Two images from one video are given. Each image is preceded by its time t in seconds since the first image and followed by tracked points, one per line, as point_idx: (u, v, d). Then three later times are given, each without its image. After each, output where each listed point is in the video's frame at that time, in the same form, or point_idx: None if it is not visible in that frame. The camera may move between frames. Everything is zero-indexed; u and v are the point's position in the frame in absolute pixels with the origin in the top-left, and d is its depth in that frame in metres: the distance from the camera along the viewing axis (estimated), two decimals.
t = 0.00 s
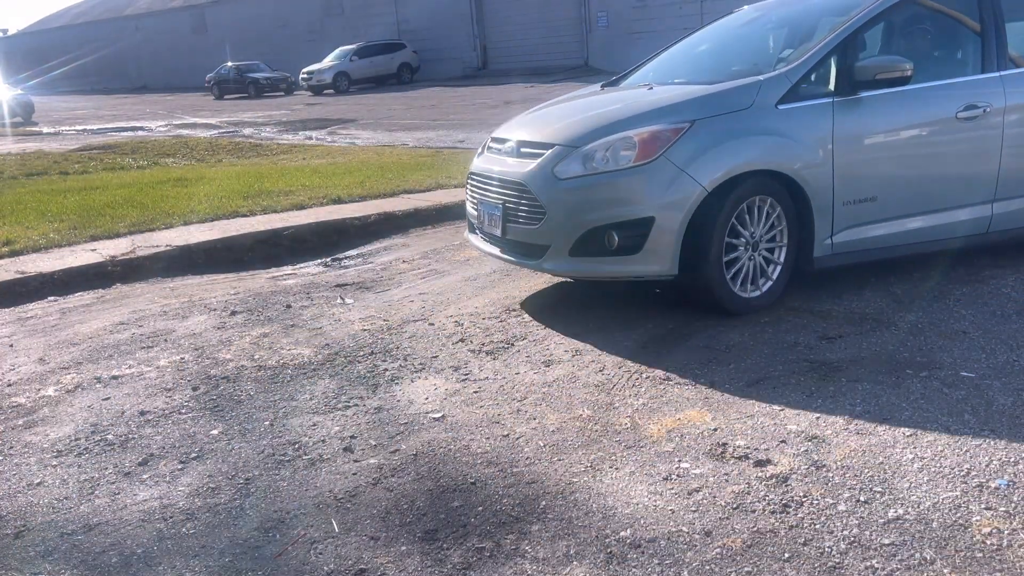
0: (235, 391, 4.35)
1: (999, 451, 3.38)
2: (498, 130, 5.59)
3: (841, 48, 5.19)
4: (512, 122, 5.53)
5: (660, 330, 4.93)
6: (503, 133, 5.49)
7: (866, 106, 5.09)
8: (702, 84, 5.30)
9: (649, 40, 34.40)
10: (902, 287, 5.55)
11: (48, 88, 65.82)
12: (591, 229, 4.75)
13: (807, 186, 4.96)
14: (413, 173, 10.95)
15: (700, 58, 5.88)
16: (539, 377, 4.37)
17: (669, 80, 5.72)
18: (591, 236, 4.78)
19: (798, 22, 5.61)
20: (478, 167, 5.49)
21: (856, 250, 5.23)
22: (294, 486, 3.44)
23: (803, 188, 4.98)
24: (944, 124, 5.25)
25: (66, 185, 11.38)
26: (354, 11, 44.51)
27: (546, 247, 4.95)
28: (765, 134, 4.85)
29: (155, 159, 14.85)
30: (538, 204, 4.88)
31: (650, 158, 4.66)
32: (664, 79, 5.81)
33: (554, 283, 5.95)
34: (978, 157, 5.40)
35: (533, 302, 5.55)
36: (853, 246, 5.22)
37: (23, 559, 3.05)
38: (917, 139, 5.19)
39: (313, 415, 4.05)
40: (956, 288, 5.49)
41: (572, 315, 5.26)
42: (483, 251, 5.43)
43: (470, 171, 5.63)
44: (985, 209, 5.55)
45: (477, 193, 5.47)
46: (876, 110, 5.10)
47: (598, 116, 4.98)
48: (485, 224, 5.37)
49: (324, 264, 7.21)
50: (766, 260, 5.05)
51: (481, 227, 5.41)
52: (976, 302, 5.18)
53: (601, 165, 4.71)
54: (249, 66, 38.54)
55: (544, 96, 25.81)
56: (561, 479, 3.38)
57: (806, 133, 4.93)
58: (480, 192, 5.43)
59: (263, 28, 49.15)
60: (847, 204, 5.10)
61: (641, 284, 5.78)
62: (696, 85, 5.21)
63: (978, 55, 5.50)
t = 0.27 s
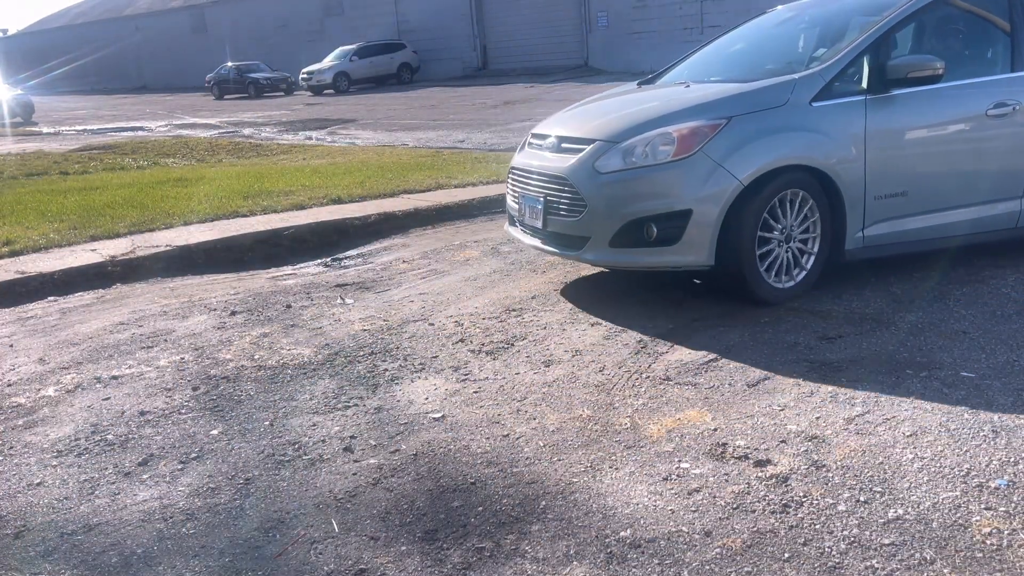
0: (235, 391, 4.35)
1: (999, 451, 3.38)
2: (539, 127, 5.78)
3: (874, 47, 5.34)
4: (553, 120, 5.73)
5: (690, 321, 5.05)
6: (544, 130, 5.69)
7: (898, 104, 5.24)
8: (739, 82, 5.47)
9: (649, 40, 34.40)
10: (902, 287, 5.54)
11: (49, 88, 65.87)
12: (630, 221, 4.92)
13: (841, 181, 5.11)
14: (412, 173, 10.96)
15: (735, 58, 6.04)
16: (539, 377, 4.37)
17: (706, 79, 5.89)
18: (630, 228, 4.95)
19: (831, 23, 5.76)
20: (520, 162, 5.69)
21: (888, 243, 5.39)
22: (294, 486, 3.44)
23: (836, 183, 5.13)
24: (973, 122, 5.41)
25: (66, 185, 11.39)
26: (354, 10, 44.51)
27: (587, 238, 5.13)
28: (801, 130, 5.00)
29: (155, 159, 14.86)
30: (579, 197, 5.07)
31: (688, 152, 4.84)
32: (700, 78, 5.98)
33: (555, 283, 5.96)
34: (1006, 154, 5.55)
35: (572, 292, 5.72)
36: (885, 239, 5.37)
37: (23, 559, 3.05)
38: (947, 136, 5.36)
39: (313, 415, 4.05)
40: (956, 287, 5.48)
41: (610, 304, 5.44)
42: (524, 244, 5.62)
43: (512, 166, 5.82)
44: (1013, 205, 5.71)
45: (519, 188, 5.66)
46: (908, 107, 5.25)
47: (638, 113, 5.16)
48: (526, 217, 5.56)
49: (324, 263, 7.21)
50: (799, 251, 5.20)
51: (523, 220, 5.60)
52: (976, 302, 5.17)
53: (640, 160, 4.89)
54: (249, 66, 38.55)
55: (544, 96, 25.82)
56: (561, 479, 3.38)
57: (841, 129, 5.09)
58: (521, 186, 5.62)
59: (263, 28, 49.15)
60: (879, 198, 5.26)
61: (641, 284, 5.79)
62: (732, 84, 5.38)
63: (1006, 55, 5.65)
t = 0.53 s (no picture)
0: (235, 391, 4.35)
1: (1000, 451, 3.38)
2: (581, 124, 5.97)
3: (910, 46, 5.45)
4: (594, 117, 5.91)
5: (727, 310, 5.21)
6: (586, 126, 5.87)
7: (932, 102, 5.35)
8: (776, 80, 5.62)
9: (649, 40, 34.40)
10: (902, 287, 5.51)
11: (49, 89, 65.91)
12: (672, 213, 5.10)
13: (876, 177, 5.24)
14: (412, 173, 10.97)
15: (771, 57, 6.18)
16: (539, 377, 4.37)
17: (744, 78, 6.04)
18: (672, 220, 5.13)
19: (867, 23, 5.88)
20: (563, 157, 5.88)
21: (922, 237, 5.51)
22: (294, 486, 3.44)
23: (871, 179, 5.26)
24: (1006, 120, 5.51)
25: (66, 185, 11.40)
26: (354, 11, 44.51)
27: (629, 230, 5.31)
28: (837, 127, 5.14)
29: (155, 159, 14.87)
30: (622, 191, 5.24)
31: (729, 149, 5.01)
32: (739, 77, 6.12)
33: (555, 283, 5.96)
34: None
35: (612, 281, 5.90)
36: (919, 233, 5.50)
37: (24, 559, 3.05)
38: (980, 133, 5.47)
39: (313, 415, 4.05)
40: (956, 287, 5.48)
41: (650, 293, 5.61)
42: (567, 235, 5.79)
43: (555, 161, 6.01)
44: None
45: (562, 181, 5.85)
46: (941, 105, 5.36)
47: (679, 111, 5.33)
48: (569, 209, 5.74)
49: (324, 264, 7.21)
50: (834, 244, 5.32)
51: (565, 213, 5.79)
52: (976, 302, 5.16)
53: (682, 155, 5.07)
54: (249, 66, 38.56)
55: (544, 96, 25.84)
56: (561, 479, 3.38)
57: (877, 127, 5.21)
58: (564, 179, 5.80)
59: (263, 28, 49.16)
60: (913, 192, 5.38)
61: (641, 284, 5.79)
62: (770, 83, 5.54)
63: None
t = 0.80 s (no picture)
0: (235, 391, 4.35)
1: (999, 451, 3.37)
2: (624, 121, 6.14)
3: (948, 45, 5.58)
4: (637, 115, 6.08)
5: (748, 305, 5.26)
6: (629, 123, 6.03)
7: (969, 100, 5.49)
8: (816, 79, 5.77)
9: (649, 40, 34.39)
10: (902, 286, 5.50)
11: (50, 89, 65.96)
12: (717, 206, 5.26)
13: (915, 171, 5.38)
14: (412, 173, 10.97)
15: (809, 56, 6.32)
16: (539, 377, 4.37)
17: (783, 77, 6.18)
18: (716, 213, 5.29)
19: (904, 23, 6.01)
20: (606, 154, 6.04)
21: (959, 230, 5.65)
22: (294, 486, 3.44)
23: (911, 173, 5.40)
24: None
25: (66, 185, 11.40)
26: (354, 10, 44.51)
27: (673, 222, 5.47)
28: (880, 123, 5.29)
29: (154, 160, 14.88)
30: (668, 185, 5.41)
31: (772, 144, 5.17)
32: (778, 76, 6.27)
33: (555, 283, 5.97)
34: None
35: (654, 273, 6.06)
36: (956, 226, 5.64)
37: (24, 559, 3.05)
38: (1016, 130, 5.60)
39: (313, 415, 4.05)
40: (956, 286, 5.47)
41: (691, 284, 5.77)
42: (611, 229, 5.96)
43: (598, 157, 6.18)
44: None
45: (606, 176, 6.01)
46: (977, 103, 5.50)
47: (723, 108, 5.50)
48: (613, 204, 5.91)
49: (325, 264, 7.22)
50: (874, 238, 5.46)
51: (609, 208, 5.96)
52: (977, 301, 5.15)
53: (727, 151, 5.24)
54: (249, 66, 38.57)
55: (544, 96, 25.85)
56: (561, 479, 3.38)
57: (916, 123, 5.36)
58: (608, 175, 5.97)
59: (263, 28, 49.17)
60: (953, 186, 5.52)
61: (641, 283, 5.80)
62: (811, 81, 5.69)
63: None
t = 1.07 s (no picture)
0: (234, 391, 4.35)
1: (999, 451, 3.37)
2: (669, 119, 6.31)
3: (990, 43, 5.71)
4: (682, 112, 6.25)
5: (750, 304, 5.26)
6: (675, 120, 6.21)
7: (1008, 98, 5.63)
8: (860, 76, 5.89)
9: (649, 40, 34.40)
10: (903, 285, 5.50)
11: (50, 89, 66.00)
12: (764, 200, 5.42)
13: (958, 166, 5.52)
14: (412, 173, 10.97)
15: (848, 56, 6.44)
16: (539, 377, 4.37)
17: (824, 75, 6.30)
18: (764, 207, 5.45)
19: (943, 22, 6.12)
20: (652, 150, 6.22)
21: (997, 223, 5.80)
22: (294, 486, 3.44)
23: (953, 169, 5.54)
24: None
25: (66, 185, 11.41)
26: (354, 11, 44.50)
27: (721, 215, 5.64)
28: (925, 118, 5.41)
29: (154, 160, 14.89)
30: (716, 179, 5.58)
31: (819, 139, 5.31)
32: (818, 74, 6.39)
33: (556, 283, 5.97)
34: None
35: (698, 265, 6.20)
36: (994, 220, 5.79)
37: (23, 559, 3.05)
38: None
39: (314, 415, 4.05)
40: (956, 285, 5.47)
41: (737, 276, 5.93)
42: (657, 223, 6.13)
43: (644, 153, 6.35)
44: None
45: (652, 172, 6.19)
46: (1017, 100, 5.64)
47: (770, 105, 5.64)
48: (659, 199, 6.09)
49: (324, 264, 7.22)
50: (915, 232, 5.58)
51: (655, 203, 6.13)
52: (978, 301, 5.14)
53: (774, 147, 5.39)
54: (249, 66, 38.58)
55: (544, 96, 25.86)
56: (561, 479, 3.38)
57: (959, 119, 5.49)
58: (654, 170, 6.14)
59: (263, 28, 49.19)
60: (992, 181, 5.68)
61: (641, 283, 5.80)
62: (855, 78, 5.82)
63: None
